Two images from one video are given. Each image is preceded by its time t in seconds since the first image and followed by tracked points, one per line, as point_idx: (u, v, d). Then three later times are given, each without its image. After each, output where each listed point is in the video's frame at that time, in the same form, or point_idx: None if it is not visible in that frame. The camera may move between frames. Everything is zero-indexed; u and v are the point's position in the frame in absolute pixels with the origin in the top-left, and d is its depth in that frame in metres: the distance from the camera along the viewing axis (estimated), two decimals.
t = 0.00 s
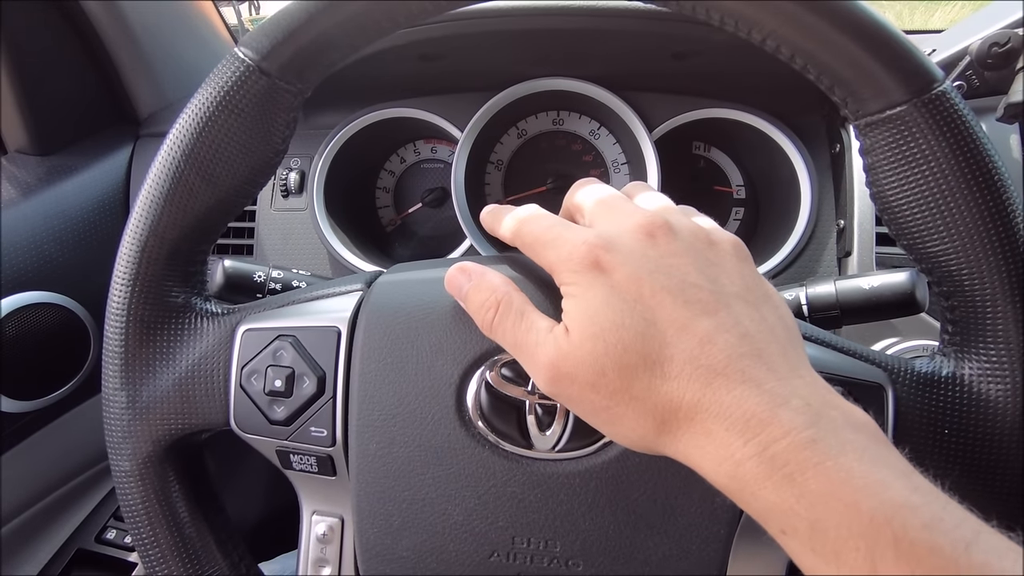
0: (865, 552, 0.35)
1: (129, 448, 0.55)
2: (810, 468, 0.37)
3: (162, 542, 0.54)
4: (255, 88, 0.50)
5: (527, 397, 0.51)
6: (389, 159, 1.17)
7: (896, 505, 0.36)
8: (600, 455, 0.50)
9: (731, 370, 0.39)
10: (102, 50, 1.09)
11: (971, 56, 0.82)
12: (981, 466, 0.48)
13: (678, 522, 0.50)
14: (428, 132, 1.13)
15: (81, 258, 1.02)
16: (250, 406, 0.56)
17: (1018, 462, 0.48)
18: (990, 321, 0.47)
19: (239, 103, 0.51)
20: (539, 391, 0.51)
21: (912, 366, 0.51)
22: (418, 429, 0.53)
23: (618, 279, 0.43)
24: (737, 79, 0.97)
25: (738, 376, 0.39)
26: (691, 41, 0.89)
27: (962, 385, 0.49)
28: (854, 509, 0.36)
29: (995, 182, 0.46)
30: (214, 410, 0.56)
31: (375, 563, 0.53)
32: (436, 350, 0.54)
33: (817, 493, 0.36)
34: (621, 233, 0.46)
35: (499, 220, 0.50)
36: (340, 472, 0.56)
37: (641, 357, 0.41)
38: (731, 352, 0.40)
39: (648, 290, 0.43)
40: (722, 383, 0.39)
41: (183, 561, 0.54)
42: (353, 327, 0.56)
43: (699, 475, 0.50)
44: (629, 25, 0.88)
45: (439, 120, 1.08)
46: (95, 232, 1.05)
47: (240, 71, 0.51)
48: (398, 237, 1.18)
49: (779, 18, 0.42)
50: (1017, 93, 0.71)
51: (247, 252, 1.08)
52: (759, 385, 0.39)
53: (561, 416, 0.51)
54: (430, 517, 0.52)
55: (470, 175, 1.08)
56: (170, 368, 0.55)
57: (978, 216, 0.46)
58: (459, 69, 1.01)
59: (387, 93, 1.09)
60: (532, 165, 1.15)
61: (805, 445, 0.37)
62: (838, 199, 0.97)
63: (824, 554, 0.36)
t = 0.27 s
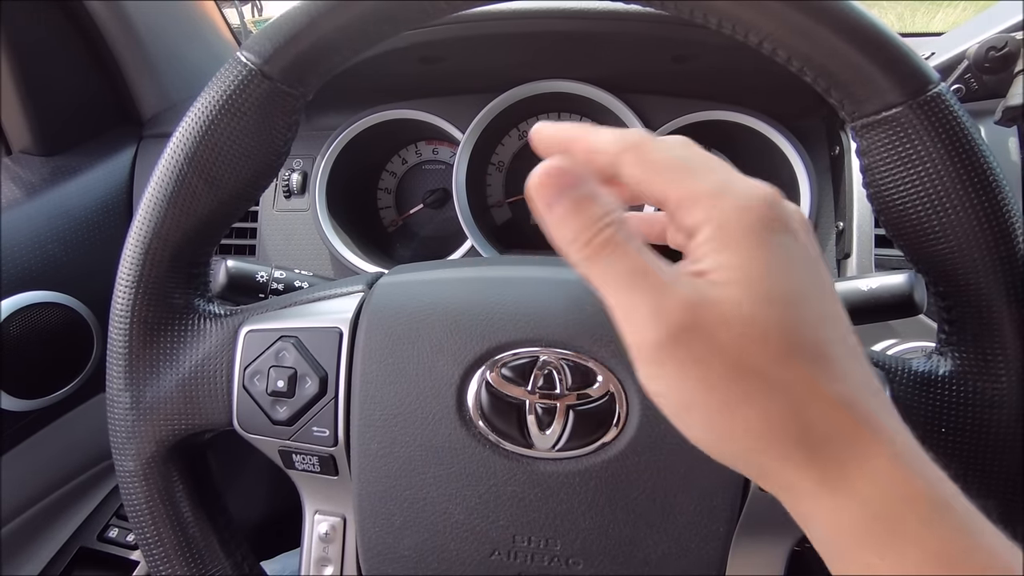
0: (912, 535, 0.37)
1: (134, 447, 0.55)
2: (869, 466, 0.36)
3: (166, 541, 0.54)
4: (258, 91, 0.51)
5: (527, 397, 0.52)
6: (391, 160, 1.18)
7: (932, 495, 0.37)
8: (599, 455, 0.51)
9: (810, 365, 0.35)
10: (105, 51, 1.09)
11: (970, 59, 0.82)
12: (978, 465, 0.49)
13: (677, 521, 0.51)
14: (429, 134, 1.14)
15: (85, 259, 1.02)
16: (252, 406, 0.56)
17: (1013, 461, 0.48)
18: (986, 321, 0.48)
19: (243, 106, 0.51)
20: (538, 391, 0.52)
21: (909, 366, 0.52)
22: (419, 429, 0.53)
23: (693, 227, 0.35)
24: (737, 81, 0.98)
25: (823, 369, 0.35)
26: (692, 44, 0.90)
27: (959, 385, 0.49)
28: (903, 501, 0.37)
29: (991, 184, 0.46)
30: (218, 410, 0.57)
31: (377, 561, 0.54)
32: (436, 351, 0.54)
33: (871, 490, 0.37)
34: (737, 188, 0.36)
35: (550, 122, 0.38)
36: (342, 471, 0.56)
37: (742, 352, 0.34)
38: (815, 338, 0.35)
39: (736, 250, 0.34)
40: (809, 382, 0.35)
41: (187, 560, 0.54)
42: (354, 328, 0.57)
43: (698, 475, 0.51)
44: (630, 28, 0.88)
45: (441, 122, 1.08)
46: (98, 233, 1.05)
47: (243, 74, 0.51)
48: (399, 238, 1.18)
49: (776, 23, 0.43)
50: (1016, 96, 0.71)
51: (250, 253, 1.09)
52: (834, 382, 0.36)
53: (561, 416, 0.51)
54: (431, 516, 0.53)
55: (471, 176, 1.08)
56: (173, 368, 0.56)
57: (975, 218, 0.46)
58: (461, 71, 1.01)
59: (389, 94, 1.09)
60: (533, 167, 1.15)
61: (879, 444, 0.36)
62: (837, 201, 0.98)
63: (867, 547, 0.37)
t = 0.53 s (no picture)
0: (986, 540, 0.35)
1: (121, 444, 0.54)
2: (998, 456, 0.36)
3: (154, 539, 0.53)
4: (247, 79, 0.50)
5: (522, 392, 0.50)
6: (388, 156, 1.16)
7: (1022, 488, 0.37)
8: (596, 451, 0.50)
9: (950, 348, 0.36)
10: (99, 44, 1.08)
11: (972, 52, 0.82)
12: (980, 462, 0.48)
13: (675, 519, 0.50)
14: (426, 129, 1.13)
15: (76, 255, 1.01)
16: (242, 402, 0.55)
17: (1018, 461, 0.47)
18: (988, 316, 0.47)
19: (232, 94, 0.50)
20: (534, 386, 0.51)
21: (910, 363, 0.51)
22: (412, 424, 0.52)
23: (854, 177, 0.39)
24: (737, 76, 0.97)
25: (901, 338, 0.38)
26: (692, 36, 0.89)
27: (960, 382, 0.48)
28: (969, 489, 0.34)
29: (995, 177, 0.45)
30: (207, 405, 0.56)
31: (369, 560, 0.53)
32: (430, 345, 0.53)
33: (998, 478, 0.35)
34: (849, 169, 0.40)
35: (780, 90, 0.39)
36: (334, 468, 0.55)
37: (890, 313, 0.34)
38: (937, 311, 0.37)
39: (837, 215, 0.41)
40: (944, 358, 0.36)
41: (175, 559, 0.53)
42: (346, 322, 0.56)
43: (696, 473, 0.50)
44: (629, 20, 0.87)
45: (438, 117, 1.07)
46: (91, 228, 1.04)
47: (232, 62, 0.50)
48: (395, 235, 1.17)
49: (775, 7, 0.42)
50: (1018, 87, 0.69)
51: (244, 249, 1.08)
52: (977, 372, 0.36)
53: (556, 411, 0.50)
54: (425, 514, 0.52)
55: (468, 173, 1.07)
56: (162, 363, 0.55)
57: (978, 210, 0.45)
58: (458, 64, 1.00)
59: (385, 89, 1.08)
60: (530, 163, 1.15)
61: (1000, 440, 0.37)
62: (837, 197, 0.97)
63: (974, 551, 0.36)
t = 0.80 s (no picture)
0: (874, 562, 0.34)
1: (128, 448, 0.55)
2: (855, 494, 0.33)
3: (160, 542, 0.54)
4: (254, 88, 0.50)
5: (524, 398, 0.52)
6: (389, 159, 1.17)
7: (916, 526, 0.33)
8: (597, 456, 0.51)
9: (782, 385, 0.33)
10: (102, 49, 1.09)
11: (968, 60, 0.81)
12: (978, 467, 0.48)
13: (676, 523, 0.50)
14: (427, 134, 1.13)
15: (80, 259, 1.02)
16: (248, 406, 0.56)
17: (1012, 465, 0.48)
18: (985, 322, 0.48)
19: (239, 103, 0.51)
20: (536, 392, 0.52)
21: (909, 367, 0.51)
22: (416, 429, 0.53)
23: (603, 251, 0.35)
24: (737, 81, 0.98)
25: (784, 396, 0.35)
26: (691, 43, 0.89)
27: (959, 386, 0.49)
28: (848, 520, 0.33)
29: (991, 185, 0.46)
30: (213, 409, 0.56)
31: (373, 563, 0.53)
32: (434, 351, 0.54)
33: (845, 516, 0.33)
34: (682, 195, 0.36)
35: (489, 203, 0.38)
36: (338, 472, 0.56)
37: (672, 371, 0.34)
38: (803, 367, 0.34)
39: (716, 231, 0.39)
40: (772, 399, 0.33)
41: (182, 561, 0.54)
42: (351, 327, 0.56)
43: (697, 477, 0.50)
44: (629, 27, 0.88)
45: (439, 122, 1.08)
46: (94, 232, 1.05)
47: (238, 71, 0.51)
48: (397, 238, 1.18)
49: (776, 20, 0.42)
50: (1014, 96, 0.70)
51: (247, 253, 1.09)
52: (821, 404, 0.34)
53: (559, 416, 0.51)
54: (428, 518, 0.52)
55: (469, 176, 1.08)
56: (168, 367, 0.55)
57: (975, 218, 0.46)
58: (459, 70, 1.01)
59: (387, 94, 1.09)
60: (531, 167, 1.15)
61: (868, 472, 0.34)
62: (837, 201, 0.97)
63: None
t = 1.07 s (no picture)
0: None
1: (130, 445, 0.55)
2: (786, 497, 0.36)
3: (162, 539, 0.54)
4: (259, 87, 0.50)
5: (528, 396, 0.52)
6: (391, 159, 1.17)
7: (876, 547, 0.34)
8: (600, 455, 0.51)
9: (714, 398, 0.38)
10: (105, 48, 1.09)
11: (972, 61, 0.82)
12: (980, 468, 0.49)
13: (678, 522, 0.50)
14: (429, 133, 1.13)
15: (81, 257, 1.02)
16: (250, 404, 0.56)
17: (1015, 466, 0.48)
18: (988, 323, 0.48)
19: (243, 101, 0.51)
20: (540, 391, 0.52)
21: (912, 368, 0.52)
22: (419, 427, 0.53)
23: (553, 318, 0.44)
24: (738, 82, 0.98)
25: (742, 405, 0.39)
26: (693, 44, 0.90)
27: (961, 386, 0.49)
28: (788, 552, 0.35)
29: (994, 187, 0.46)
30: (215, 407, 0.56)
31: (375, 562, 0.54)
32: (437, 349, 0.54)
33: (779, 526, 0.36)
34: (608, 259, 0.45)
35: (450, 285, 0.47)
36: (341, 470, 0.56)
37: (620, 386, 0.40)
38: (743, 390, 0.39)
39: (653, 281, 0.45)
40: (706, 410, 0.38)
41: (184, 559, 0.54)
42: (355, 326, 0.57)
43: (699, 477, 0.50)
44: (631, 28, 0.88)
45: (441, 121, 1.08)
46: (96, 230, 1.05)
47: (244, 70, 0.51)
48: (399, 238, 1.18)
49: (781, 20, 0.42)
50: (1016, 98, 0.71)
51: (249, 251, 1.09)
52: (743, 414, 0.38)
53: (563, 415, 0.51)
54: (430, 516, 0.52)
55: (471, 176, 1.08)
56: (172, 365, 0.55)
57: (978, 219, 0.46)
58: (461, 70, 1.01)
59: (389, 94, 1.09)
60: (533, 167, 1.15)
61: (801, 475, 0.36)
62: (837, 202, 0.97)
63: None
